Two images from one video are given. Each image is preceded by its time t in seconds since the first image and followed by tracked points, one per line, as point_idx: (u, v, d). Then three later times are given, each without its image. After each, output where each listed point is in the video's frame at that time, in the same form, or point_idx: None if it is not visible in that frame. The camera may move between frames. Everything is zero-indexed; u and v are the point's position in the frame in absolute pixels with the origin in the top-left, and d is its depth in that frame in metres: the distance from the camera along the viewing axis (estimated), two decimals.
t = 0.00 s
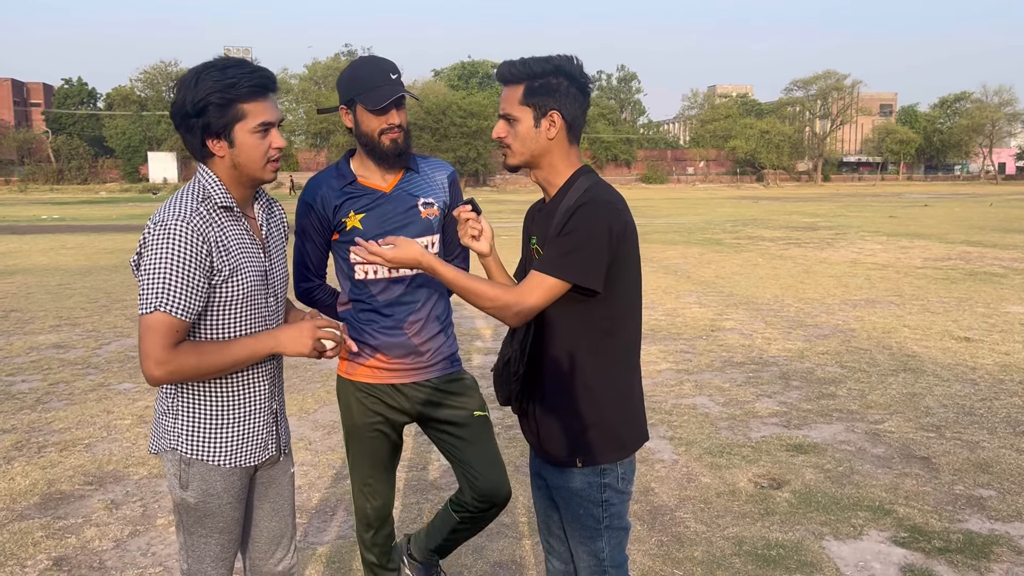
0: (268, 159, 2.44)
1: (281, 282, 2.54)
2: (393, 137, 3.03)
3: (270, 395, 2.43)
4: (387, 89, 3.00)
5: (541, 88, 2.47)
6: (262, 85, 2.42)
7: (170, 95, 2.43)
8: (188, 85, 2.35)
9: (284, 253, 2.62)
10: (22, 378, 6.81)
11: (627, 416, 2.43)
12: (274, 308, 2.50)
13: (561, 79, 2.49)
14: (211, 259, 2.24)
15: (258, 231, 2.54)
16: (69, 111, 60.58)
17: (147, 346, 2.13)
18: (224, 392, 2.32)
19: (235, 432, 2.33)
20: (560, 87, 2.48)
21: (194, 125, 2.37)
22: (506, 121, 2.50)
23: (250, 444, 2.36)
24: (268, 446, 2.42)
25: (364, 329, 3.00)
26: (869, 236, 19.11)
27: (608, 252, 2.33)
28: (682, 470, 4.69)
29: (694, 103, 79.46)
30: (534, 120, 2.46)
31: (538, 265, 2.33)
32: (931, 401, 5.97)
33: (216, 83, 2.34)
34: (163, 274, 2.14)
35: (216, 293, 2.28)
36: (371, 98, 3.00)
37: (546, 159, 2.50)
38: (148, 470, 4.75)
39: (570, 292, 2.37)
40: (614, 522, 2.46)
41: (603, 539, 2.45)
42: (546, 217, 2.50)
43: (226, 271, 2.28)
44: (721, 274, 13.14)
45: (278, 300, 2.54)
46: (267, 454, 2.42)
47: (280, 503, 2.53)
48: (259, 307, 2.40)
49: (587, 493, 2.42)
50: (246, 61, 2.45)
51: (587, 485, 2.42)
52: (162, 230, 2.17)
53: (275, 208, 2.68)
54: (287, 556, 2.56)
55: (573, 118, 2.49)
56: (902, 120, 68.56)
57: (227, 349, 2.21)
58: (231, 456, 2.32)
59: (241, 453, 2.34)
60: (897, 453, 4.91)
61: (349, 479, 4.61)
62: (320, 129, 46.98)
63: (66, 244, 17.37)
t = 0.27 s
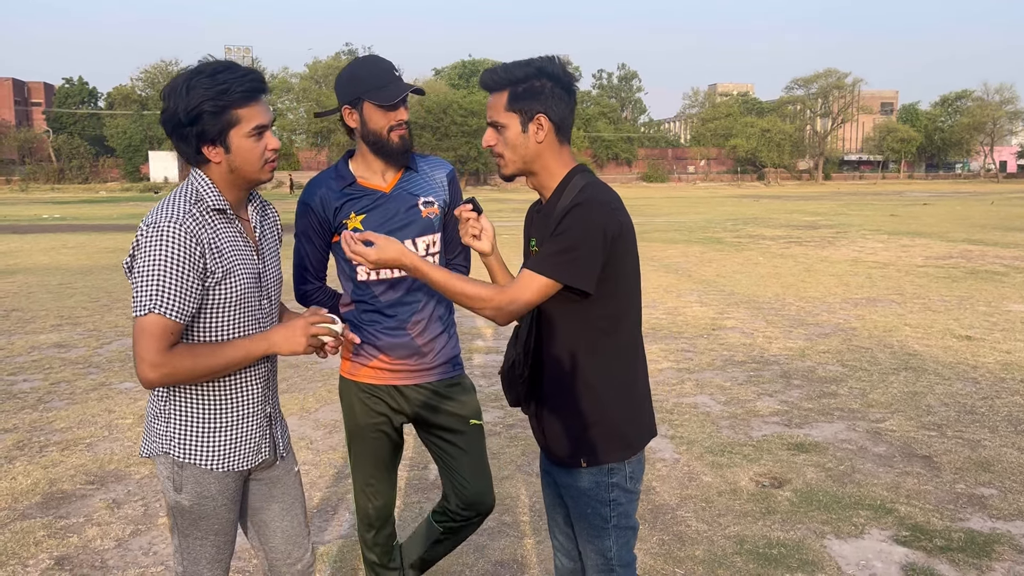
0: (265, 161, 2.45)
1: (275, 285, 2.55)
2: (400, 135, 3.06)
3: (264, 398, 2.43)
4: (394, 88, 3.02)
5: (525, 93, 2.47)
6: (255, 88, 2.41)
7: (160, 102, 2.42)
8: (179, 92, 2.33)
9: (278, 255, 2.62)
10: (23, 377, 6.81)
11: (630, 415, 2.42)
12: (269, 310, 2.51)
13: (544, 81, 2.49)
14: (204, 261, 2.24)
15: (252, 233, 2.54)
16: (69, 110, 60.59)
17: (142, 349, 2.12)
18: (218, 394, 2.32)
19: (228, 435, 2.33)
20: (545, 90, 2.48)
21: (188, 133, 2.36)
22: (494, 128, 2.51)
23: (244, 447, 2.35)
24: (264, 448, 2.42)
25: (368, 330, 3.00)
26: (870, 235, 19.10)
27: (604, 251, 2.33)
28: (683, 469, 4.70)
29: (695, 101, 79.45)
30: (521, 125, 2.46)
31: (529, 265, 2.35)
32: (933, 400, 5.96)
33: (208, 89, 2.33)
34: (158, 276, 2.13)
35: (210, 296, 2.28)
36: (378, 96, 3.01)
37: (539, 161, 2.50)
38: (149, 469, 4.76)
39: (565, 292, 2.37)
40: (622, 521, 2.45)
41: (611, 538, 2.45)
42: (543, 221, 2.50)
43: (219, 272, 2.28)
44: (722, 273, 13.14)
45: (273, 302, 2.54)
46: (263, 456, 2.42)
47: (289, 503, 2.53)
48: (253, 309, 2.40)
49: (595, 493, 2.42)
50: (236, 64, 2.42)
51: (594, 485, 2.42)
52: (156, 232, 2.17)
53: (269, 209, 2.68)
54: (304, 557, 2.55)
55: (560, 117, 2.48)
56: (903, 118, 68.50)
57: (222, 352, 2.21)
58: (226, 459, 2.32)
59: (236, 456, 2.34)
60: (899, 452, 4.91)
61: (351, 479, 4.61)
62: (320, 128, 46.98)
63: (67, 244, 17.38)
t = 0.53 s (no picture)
0: (250, 162, 2.43)
1: (267, 283, 2.54)
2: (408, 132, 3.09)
3: (257, 398, 2.43)
4: (406, 86, 3.06)
5: (519, 95, 2.46)
6: (240, 87, 2.41)
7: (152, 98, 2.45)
8: (165, 90, 2.35)
9: (272, 254, 2.61)
10: (24, 376, 6.82)
11: (632, 414, 2.42)
12: (261, 309, 2.50)
13: (536, 82, 2.48)
14: (192, 260, 2.24)
15: (244, 232, 2.53)
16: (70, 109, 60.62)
17: (129, 349, 2.13)
18: (209, 395, 2.32)
19: (220, 435, 2.33)
20: (539, 91, 2.47)
21: (174, 130, 2.37)
22: (490, 133, 2.50)
23: (236, 447, 2.35)
24: (257, 448, 2.41)
25: (370, 329, 3.00)
26: (871, 233, 19.09)
27: (604, 249, 2.33)
28: (685, 468, 4.69)
29: (696, 99, 79.41)
30: (517, 128, 2.46)
31: (527, 263, 2.35)
32: (934, 398, 5.96)
33: (192, 88, 2.34)
34: (144, 276, 2.13)
35: (198, 295, 2.28)
36: (388, 92, 3.04)
37: (537, 163, 2.49)
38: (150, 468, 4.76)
39: (563, 289, 2.37)
40: (626, 520, 2.46)
41: (615, 537, 2.45)
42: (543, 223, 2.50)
43: (208, 271, 2.28)
44: (723, 271, 13.14)
45: (265, 301, 2.53)
46: (257, 455, 2.41)
47: (295, 499, 2.52)
48: (244, 308, 2.40)
49: (599, 492, 2.43)
50: (222, 63, 2.43)
51: (598, 484, 2.42)
52: (142, 232, 2.17)
53: (263, 207, 2.67)
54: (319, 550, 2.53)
55: (556, 117, 2.48)
56: (904, 116, 68.45)
57: (212, 351, 2.22)
58: (219, 460, 2.32)
59: (228, 456, 2.34)
60: (900, 450, 4.90)
61: (351, 477, 4.61)
62: (321, 127, 46.99)
63: (68, 243, 17.38)
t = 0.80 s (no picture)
0: (242, 159, 2.42)
1: (263, 282, 2.52)
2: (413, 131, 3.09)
3: (255, 397, 2.42)
4: (412, 85, 3.06)
5: (540, 84, 2.47)
6: (233, 83, 2.41)
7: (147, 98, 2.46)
8: (158, 87, 2.36)
9: (270, 254, 2.59)
10: (25, 375, 6.82)
11: (628, 416, 2.43)
12: (257, 309, 2.48)
13: (560, 74, 2.49)
14: (182, 259, 2.23)
15: (239, 231, 2.52)
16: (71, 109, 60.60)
17: (118, 347, 2.14)
18: (206, 393, 2.31)
19: (217, 435, 2.32)
20: (559, 84, 2.48)
21: (168, 128, 2.38)
22: (505, 118, 2.50)
23: (233, 446, 2.34)
24: (255, 448, 2.40)
25: (372, 329, 2.99)
26: (871, 232, 19.08)
27: (611, 250, 2.33)
28: (686, 467, 4.69)
29: (697, 98, 79.36)
30: (533, 117, 2.46)
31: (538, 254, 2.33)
32: (936, 396, 5.95)
33: (185, 84, 2.35)
34: (133, 276, 2.14)
35: (189, 294, 2.28)
36: (392, 90, 3.05)
37: (547, 155, 2.49)
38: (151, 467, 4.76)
39: (570, 286, 2.36)
40: (616, 521, 2.46)
41: (605, 537, 2.45)
42: (548, 215, 2.49)
43: (199, 271, 2.27)
44: (724, 270, 13.13)
45: (261, 300, 2.51)
46: (254, 455, 2.40)
47: (292, 500, 2.52)
48: (237, 308, 2.38)
49: (589, 493, 2.43)
50: (215, 60, 2.43)
51: (588, 485, 2.42)
52: (132, 232, 2.18)
53: (260, 206, 2.66)
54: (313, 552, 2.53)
55: (573, 113, 2.49)
56: (905, 115, 68.38)
57: (203, 350, 2.21)
58: (216, 459, 2.32)
59: (226, 455, 2.33)
60: (901, 449, 4.90)
61: (352, 477, 4.61)
62: (322, 126, 46.98)
63: (69, 242, 17.38)
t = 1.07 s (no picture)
0: (243, 156, 2.42)
1: (265, 279, 2.52)
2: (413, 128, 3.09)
3: (254, 393, 2.42)
4: (412, 83, 3.06)
5: (530, 83, 2.47)
6: (233, 81, 2.41)
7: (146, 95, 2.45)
8: (159, 85, 2.35)
9: (272, 250, 2.59)
10: (26, 375, 6.82)
11: (628, 414, 2.43)
12: (259, 305, 2.48)
13: (549, 73, 2.48)
14: (186, 256, 2.23)
15: (241, 228, 2.51)
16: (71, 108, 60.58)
17: (121, 345, 2.13)
18: (205, 391, 2.31)
19: (218, 432, 2.32)
20: (548, 82, 2.47)
21: (168, 125, 2.37)
22: (494, 116, 2.49)
23: (232, 443, 2.34)
24: (254, 445, 2.40)
25: (372, 327, 2.99)
26: (872, 231, 19.07)
27: (598, 247, 2.32)
28: (686, 466, 4.69)
29: (698, 96, 79.32)
30: (521, 115, 2.45)
31: (528, 258, 2.33)
32: (936, 395, 5.94)
33: (185, 81, 2.34)
34: (136, 273, 2.14)
35: (192, 291, 2.27)
36: (392, 88, 3.04)
37: (536, 154, 2.48)
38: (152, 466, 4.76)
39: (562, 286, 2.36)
40: (618, 520, 2.45)
41: (607, 537, 2.45)
42: (539, 215, 2.49)
43: (202, 268, 2.27)
44: (724, 269, 13.11)
45: (263, 297, 2.51)
46: (254, 452, 2.40)
47: (287, 498, 2.52)
48: (240, 305, 2.38)
49: (590, 492, 2.42)
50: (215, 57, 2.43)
51: (589, 484, 2.42)
52: (135, 229, 2.17)
53: (261, 203, 2.65)
54: (304, 553, 2.53)
55: (563, 113, 2.48)
56: (905, 113, 68.34)
57: (205, 347, 2.21)
58: (216, 456, 2.31)
59: (226, 452, 2.33)
60: (902, 448, 4.89)
61: (352, 476, 4.61)
62: (322, 125, 46.96)
63: (69, 242, 17.37)
